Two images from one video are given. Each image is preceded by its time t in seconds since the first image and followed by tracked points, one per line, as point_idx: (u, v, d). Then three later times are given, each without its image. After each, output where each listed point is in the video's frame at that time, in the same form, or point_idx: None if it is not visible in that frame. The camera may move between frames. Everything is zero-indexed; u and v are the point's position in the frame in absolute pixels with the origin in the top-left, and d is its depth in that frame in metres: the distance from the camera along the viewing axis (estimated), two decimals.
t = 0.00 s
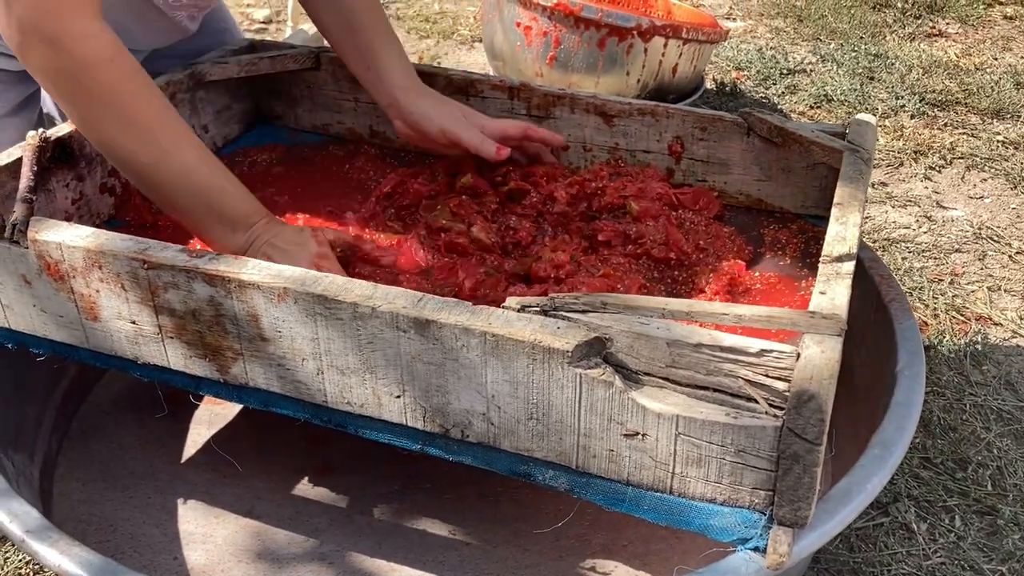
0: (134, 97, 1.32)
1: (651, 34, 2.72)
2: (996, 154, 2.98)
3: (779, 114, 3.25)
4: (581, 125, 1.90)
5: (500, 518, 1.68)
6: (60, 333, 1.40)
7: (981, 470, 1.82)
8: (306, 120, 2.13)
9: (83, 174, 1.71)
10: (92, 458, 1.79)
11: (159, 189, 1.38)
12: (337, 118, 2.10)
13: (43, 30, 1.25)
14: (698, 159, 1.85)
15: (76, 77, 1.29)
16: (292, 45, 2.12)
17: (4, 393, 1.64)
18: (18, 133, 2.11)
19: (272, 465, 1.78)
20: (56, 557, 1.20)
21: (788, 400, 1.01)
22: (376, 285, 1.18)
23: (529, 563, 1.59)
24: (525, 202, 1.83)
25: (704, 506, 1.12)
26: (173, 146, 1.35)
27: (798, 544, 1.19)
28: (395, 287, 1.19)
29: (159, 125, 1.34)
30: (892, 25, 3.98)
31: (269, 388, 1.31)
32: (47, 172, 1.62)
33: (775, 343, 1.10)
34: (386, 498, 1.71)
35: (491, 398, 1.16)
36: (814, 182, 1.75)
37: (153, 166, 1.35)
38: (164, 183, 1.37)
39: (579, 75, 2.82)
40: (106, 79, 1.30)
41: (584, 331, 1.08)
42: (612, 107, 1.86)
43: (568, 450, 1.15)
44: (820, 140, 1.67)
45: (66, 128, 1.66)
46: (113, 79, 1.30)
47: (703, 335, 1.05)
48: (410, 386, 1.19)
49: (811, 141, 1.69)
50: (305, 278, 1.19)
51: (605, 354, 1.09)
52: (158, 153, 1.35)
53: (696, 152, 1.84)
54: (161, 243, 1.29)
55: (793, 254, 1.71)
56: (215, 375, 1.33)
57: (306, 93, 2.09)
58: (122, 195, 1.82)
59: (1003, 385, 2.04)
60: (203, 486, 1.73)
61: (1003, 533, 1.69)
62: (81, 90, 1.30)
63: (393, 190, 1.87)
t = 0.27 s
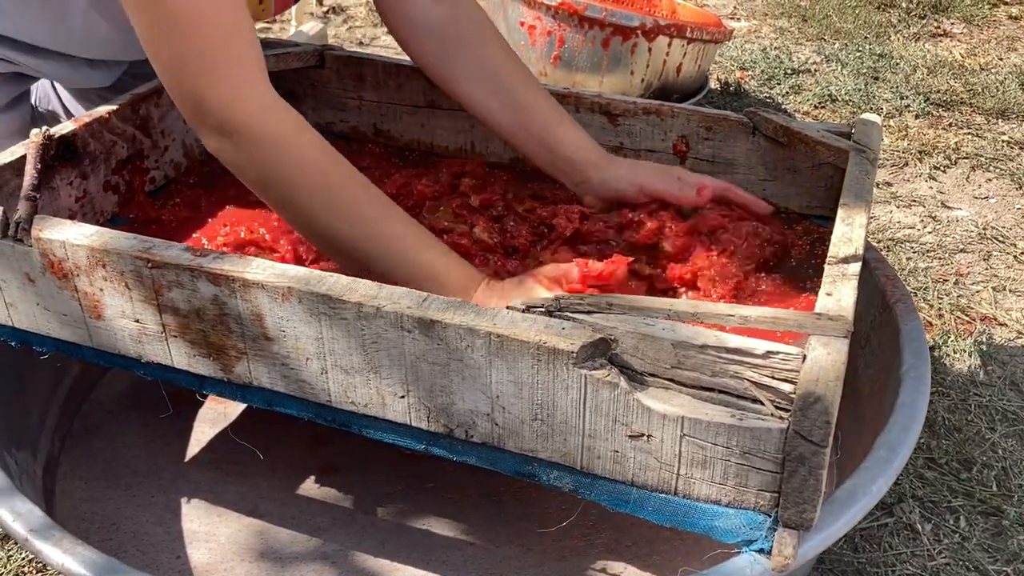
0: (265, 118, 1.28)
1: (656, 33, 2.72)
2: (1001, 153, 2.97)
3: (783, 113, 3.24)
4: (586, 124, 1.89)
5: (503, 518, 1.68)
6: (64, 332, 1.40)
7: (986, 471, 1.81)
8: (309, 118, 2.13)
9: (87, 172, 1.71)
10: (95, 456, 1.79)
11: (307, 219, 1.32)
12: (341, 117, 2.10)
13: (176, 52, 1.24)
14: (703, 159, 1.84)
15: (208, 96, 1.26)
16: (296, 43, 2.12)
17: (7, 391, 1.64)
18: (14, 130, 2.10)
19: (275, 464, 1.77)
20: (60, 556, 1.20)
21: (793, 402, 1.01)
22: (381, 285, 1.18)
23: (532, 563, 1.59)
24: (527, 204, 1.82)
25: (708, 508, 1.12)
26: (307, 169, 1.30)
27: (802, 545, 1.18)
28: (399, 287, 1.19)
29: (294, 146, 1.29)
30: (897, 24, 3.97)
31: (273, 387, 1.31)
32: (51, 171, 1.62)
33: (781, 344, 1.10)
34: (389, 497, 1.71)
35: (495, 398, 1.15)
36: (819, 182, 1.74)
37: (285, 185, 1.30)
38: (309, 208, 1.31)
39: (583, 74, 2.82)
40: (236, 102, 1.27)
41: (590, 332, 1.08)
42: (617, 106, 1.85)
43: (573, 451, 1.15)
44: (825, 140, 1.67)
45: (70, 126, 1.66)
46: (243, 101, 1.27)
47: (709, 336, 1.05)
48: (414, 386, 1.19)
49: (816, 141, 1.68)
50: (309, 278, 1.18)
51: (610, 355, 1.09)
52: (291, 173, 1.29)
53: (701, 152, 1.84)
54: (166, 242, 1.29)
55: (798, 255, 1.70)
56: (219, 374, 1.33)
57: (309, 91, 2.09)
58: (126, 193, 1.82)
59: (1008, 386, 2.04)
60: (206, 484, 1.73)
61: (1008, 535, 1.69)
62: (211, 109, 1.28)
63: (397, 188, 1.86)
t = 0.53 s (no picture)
0: (240, 111, 1.25)
1: (658, 33, 2.72)
2: (1004, 154, 2.97)
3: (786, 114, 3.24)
4: (588, 124, 1.90)
5: (505, 517, 1.68)
6: (67, 331, 1.41)
7: (989, 471, 1.81)
8: (312, 119, 2.13)
9: (90, 172, 1.71)
10: (99, 456, 1.79)
11: (316, 221, 1.31)
12: (344, 117, 2.10)
13: (142, 75, 1.22)
14: (705, 159, 1.84)
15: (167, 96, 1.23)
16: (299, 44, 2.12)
17: (11, 391, 1.64)
18: (15, 128, 2.12)
19: (277, 463, 1.78)
20: (63, 554, 1.20)
21: (794, 400, 1.01)
22: (382, 284, 1.18)
23: (533, 561, 1.59)
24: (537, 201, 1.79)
25: (709, 506, 1.12)
26: (280, 151, 1.27)
27: (803, 544, 1.18)
28: (400, 286, 1.19)
29: (277, 153, 1.26)
30: (900, 24, 3.96)
31: (275, 386, 1.31)
32: (54, 171, 1.63)
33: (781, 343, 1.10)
34: (391, 496, 1.71)
35: (496, 397, 1.15)
36: (821, 181, 1.74)
37: (282, 172, 1.27)
38: (309, 190, 1.28)
39: (586, 74, 2.82)
40: (202, 95, 1.24)
41: (590, 331, 1.08)
42: (618, 106, 1.86)
43: (574, 449, 1.15)
44: (827, 139, 1.67)
45: (73, 126, 1.67)
46: (217, 112, 1.25)
47: (709, 335, 1.05)
48: (415, 385, 1.19)
49: (818, 141, 1.68)
50: (310, 277, 1.19)
51: (610, 354, 1.09)
52: (271, 157, 1.26)
53: (703, 152, 1.84)
54: (168, 242, 1.30)
55: (799, 254, 1.70)
56: (221, 373, 1.33)
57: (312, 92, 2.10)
58: (129, 194, 1.83)
59: (1011, 386, 2.03)
60: (209, 483, 1.74)
61: (1010, 534, 1.68)
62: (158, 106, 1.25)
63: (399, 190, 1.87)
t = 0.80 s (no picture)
0: (141, 107, 1.31)
1: (661, 33, 2.72)
2: (1007, 154, 2.97)
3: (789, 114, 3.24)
4: (590, 124, 1.90)
5: (508, 516, 1.68)
6: (72, 329, 1.41)
7: (991, 471, 1.81)
8: (316, 119, 2.14)
9: (95, 171, 1.72)
10: (103, 454, 1.80)
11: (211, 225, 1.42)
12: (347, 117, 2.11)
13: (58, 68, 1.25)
14: (708, 158, 1.84)
15: (73, 90, 1.26)
16: (303, 44, 2.13)
17: (16, 389, 1.65)
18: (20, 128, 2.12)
19: (281, 462, 1.78)
20: (68, 551, 1.21)
21: (795, 398, 1.01)
22: (386, 282, 1.19)
23: (536, 560, 1.60)
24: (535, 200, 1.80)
25: (711, 503, 1.13)
26: (190, 160, 1.36)
27: (805, 543, 1.19)
28: (404, 284, 1.20)
29: (191, 161, 1.36)
30: (904, 25, 3.96)
31: (278, 384, 1.31)
32: (60, 170, 1.64)
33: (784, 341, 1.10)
34: (394, 495, 1.72)
35: (499, 395, 1.16)
36: (824, 181, 1.75)
37: (169, 165, 1.34)
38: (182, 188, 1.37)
39: (589, 74, 2.83)
40: (106, 92, 1.28)
41: (593, 328, 1.09)
42: (621, 106, 1.86)
43: (576, 447, 1.16)
44: (829, 139, 1.67)
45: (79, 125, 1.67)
46: (130, 113, 1.30)
47: (711, 332, 1.06)
48: (419, 382, 1.20)
49: (821, 141, 1.69)
50: (314, 275, 1.19)
51: (613, 352, 1.09)
52: (155, 152, 1.33)
53: (705, 152, 1.84)
54: (172, 240, 1.30)
55: (802, 253, 1.71)
56: (225, 371, 1.34)
57: (316, 92, 2.10)
58: (133, 193, 1.84)
59: (1014, 386, 2.03)
60: (213, 482, 1.74)
61: (1013, 534, 1.68)
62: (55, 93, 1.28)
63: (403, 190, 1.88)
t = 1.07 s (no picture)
0: (275, 113, 1.28)
1: (664, 34, 2.72)
2: (1010, 155, 2.97)
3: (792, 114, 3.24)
4: (594, 126, 1.90)
5: (512, 516, 1.69)
6: (77, 331, 1.42)
7: (994, 473, 1.82)
8: (320, 119, 2.14)
9: (99, 172, 1.72)
10: (107, 454, 1.80)
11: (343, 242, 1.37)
12: (351, 117, 2.11)
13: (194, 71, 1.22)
14: (712, 160, 1.84)
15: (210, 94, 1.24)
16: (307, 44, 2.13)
17: (22, 389, 1.66)
18: (24, 129, 2.13)
19: (285, 462, 1.79)
20: (75, 552, 1.21)
21: (799, 404, 1.02)
22: (391, 285, 1.19)
23: (540, 561, 1.60)
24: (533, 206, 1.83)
25: (715, 508, 1.13)
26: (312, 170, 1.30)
27: (808, 546, 1.19)
28: (409, 288, 1.20)
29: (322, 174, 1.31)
30: (907, 25, 3.96)
31: (283, 386, 1.32)
32: (64, 170, 1.64)
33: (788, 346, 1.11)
34: (397, 496, 1.72)
35: (504, 398, 1.16)
36: (828, 183, 1.75)
37: (309, 195, 1.31)
38: (329, 222, 1.34)
39: (592, 74, 2.83)
40: (257, 117, 1.26)
41: (597, 333, 1.09)
42: (625, 107, 1.86)
43: (581, 451, 1.16)
44: (833, 142, 1.67)
45: (83, 126, 1.68)
46: (264, 123, 1.27)
47: (716, 338, 1.06)
48: (424, 386, 1.20)
49: (825, 143, 1.69)
50: (320, 279, 1.20)
51: (618, 356, 1.10)
52: (297, 181, 1.30)
53: (709, 153, 1.84)
54: (178, 243, 1.31)
55: (805, 255, 1.71)
56: (230, 373, 1.34)
57: (320, 92, 2.10)
58: (138, 194, 1.84)
59: (1016, 387, 2.04)
60: (217, 481, 1.75)
61: (1015, 536, 1.69)
62: (208, 115, 1.27)
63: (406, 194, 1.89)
